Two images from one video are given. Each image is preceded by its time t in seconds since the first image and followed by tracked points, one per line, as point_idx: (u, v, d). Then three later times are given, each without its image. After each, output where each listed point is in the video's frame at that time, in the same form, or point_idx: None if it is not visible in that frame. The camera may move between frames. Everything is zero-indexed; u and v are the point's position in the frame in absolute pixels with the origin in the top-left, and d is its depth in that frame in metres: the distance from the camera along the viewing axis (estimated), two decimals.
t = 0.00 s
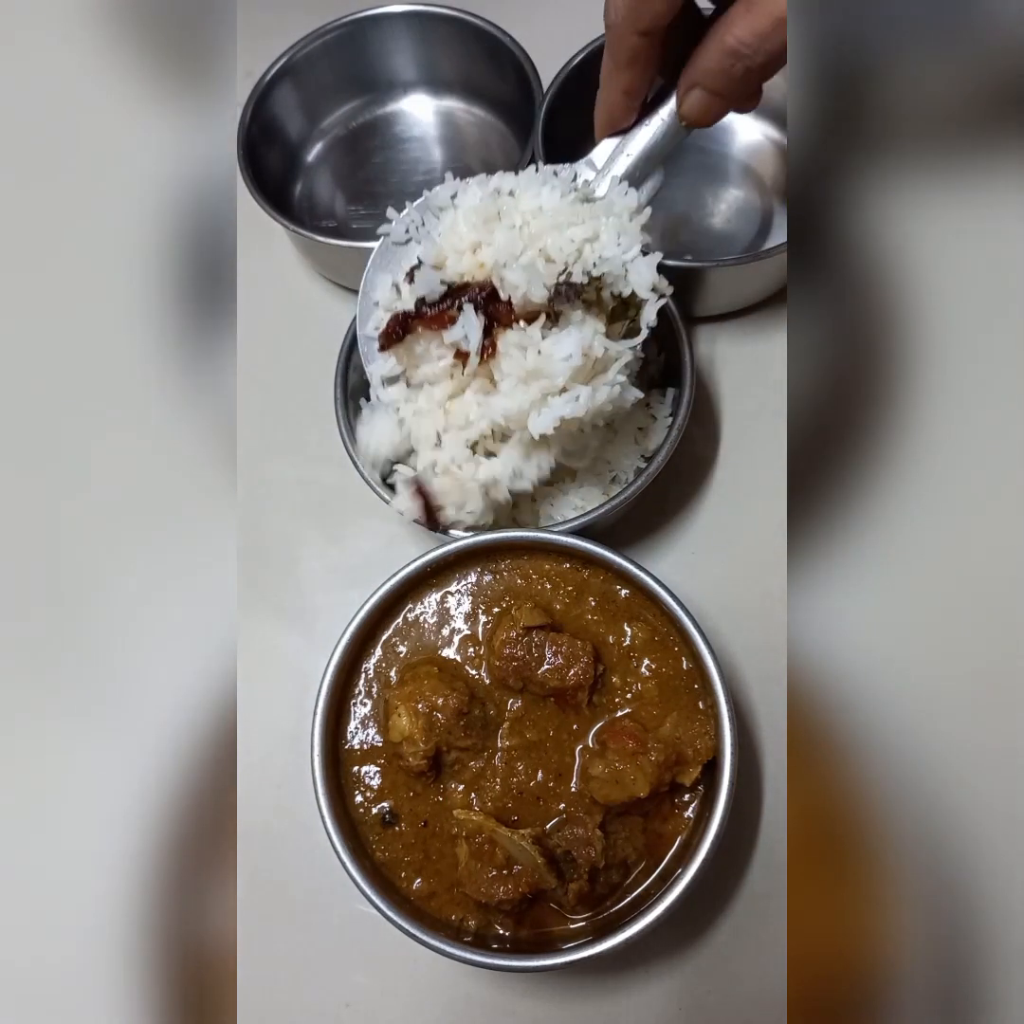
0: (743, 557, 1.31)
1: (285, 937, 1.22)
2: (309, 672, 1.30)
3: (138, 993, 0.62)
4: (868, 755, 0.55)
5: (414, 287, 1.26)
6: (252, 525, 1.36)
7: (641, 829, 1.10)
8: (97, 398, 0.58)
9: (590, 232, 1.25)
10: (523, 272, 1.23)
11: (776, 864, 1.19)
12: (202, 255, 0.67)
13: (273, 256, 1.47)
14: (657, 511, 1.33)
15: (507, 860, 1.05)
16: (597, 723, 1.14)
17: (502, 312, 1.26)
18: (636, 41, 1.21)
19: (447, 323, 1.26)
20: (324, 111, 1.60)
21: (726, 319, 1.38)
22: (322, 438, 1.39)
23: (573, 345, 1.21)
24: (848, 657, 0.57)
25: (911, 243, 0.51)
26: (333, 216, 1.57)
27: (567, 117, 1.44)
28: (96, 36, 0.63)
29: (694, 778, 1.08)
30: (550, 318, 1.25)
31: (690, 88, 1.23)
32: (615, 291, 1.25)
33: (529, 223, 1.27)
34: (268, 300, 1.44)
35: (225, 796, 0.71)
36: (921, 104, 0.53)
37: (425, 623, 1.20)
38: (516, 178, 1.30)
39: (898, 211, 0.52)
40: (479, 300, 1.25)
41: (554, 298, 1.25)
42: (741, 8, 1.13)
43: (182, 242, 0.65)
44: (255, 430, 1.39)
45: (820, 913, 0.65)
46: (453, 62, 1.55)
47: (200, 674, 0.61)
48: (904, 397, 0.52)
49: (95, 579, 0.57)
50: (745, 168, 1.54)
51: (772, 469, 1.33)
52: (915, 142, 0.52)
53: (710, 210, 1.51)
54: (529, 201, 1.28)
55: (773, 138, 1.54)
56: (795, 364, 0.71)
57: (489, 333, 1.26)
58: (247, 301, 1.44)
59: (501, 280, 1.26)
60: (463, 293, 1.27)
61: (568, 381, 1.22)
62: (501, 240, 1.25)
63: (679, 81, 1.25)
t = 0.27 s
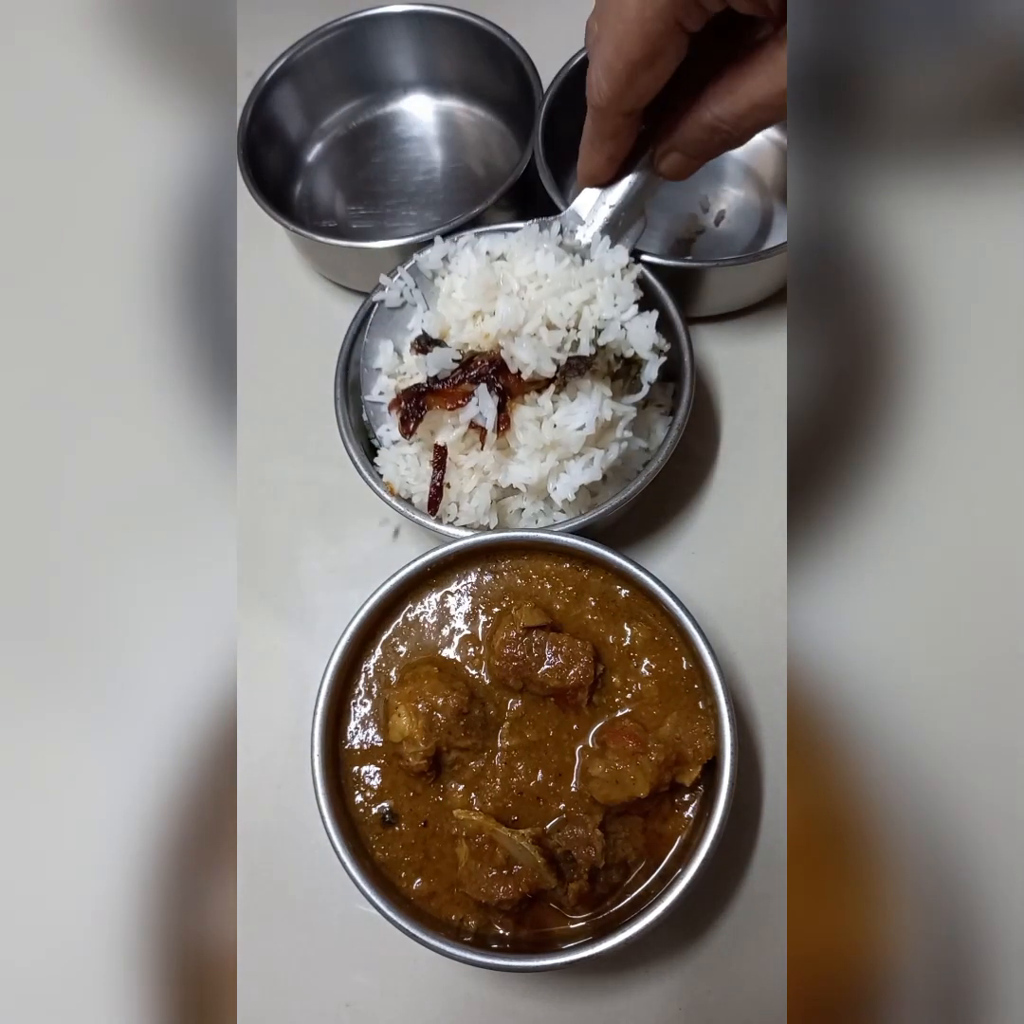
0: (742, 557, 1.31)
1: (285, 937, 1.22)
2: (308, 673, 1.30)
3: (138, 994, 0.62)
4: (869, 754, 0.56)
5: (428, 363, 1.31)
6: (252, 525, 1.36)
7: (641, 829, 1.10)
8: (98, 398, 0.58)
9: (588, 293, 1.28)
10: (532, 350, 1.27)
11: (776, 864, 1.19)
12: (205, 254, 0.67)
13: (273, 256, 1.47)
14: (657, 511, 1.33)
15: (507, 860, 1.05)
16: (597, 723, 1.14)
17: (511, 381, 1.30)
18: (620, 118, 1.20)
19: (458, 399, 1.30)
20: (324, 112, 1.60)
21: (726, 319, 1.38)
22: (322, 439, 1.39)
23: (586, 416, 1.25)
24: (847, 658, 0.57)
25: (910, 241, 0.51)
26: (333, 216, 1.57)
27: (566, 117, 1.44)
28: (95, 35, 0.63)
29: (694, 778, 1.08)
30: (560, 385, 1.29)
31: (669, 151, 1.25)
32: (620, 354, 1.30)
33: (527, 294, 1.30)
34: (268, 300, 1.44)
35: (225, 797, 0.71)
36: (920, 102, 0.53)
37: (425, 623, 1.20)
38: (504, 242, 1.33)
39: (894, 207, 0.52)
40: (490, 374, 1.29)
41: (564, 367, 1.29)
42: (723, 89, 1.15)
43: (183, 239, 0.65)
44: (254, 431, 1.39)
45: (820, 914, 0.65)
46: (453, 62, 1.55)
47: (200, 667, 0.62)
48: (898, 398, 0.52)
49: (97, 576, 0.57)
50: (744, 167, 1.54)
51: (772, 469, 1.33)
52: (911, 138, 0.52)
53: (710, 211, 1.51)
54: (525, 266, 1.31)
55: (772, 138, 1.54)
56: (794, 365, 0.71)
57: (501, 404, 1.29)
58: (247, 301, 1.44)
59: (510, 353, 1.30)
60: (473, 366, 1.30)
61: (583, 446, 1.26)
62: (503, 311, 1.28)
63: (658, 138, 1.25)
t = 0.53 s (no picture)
0: (743, 557, 1.31)
1: (284, 937, 1.22)
2: (308, 673, 1.30)
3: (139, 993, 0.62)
4: (868, 754, 0.56)
5: (438, 367, 1.31)
6: (252, 526, 1.36)
7: (641, 829, 1.10)
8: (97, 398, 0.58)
9: (595, 299, 1.29)
10: (542, 356, 1.28)
11: (776, 864, 1.19)
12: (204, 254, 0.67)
13: (272, 256, 1.47)
14: (657, 511, 1.33)
15: (507, 860, 1.05)
16: (597, 723, 1.14)
17: (521, 384, 1.30)
18: (616, 111, 1.19)
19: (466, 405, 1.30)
20: (323, 112, 1.60)
21: (725, 319, 1.38)
22: (322, 439, 1.39)
23: (594, 422, 1.27)
24: (846, 657, 0.57)
25: (910, 240, 0.51)
26: (333, 216, 1.57)
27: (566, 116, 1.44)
28: (94, 34, 0.63)
29: (694, 778, 1.08)
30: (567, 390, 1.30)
31: (671, 152, 1.23)
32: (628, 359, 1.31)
33: (535, 298, 1.32)
34: (268, 300, 1.44)
35: (226, 797, 0.71)
36: (920, 102, 0.53)
37: (425, 623, 1.20)
38: (510, 245, 1.34)
39: (895, 209, 0.52)
40: (499, 379, 1.29)
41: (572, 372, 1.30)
42: (725, 86, 1.14)
43: (184, 238, 0.65)
44: (254, 431, 1.39)
45: (821, 914, 0.65)
46: (452, 62, 1.55)
47: (202, 669, 0.62)
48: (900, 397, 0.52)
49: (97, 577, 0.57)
50: (744, 168, 1.54)
51: (772, 469, 1.33)
52: (913, 137, 0.51)
53: (710, 211, 1.52)
54: (532, 270, 1.32)
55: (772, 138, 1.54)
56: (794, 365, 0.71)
57: (509, 408, 1.30)
58: (246, 302, 1.44)
59: (519, 357, 1.30)
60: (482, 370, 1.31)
61: (591, 450, 1.28)
62: (513, 314, 1.30)
63: (661, 139, 1.24)
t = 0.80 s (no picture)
0: (743, 557, 1.31)
1: (284, 936, 1.22)
2: (308, 672, 1.30)
3: (135, 994, 0.62)
4: (868, 754, 0.55)
5: (453, 351, 1.30)
6: (252, 525, 1.36)
7: (641, 830, 1.10)
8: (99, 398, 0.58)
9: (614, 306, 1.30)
10: (564, 361, 1.28)
11: (777, 864, 1.19)
12: (204, 255, 0.67)
13: (273, 255, 1.47)
14: (657, 511, 1.33)
15: (507, 860, 1.05)
16: (599, 723, 1.14)
17: (533, 381, 1.31)
18: (601, 55, 1.11)
19: (480, 391, 1.30)
20: (324, 111, 1.60)
21: (726, 319, 1.38)
22: (322, 438, 1.39)
23: (601, 431, 1.27)
24: (846, 659, 0.57)
25: (912, 242, 0.51)
26: (333, 215, 1.57)
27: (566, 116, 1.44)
28: (94, 33, 0.63)
29: (696, 780, 1.08)
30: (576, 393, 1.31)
31: (655, 105, 1.18)
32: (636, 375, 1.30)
33: (557, 294, 1.32)
34: (269, 299, 1.44)
35: (225, 796, 0.71)
36: (921, 102, 0.52)
37: (427, 623, 1.20)
38: (542, 232, 1.34)
39: (896, 213, 0.51)
40: (516, 372, 1.30)
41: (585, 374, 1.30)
42: (712, 38, 1.08)
43: (185, 239, 0.65)
44: (255, 431, 1.39)
45: (820, 914, 0.65)
46: (454, 62, 1.55)
47: (202, 679, 0.61)
48: (900, 399, 0.52)
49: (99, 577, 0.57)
50: (745, 168, 1.55)
51: (772, 469, 1.33)
52: (916, 138, 0.51)
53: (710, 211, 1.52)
54: (558, 265, 1.33)
55: (773, 139, 1.55)
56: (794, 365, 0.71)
57: (523, 404, 1.30)
58: (247, 301, 1.44)
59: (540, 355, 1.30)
60: (499, 360, 1.31)
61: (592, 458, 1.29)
62: (537, 309, 1.30)
63: (644, 92, 1.19)
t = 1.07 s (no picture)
0: (743, 557, 1.31)
1: (284, 936, 1.22)
2: (308, 672, 1.30)
3: (136, 993, 0.62)
4: (868, 755, 0.55)
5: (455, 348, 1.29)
6: (252, 524, 1.36)
7: (641, 830, 1.10)
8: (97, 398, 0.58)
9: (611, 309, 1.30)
10: (564, 361, 1.28)
11: (777, 865, 1.19)
12: (203, 255, 0.67)
13: (273, 255, 1.47)
14: (657, 511, 1.33)
15: (507, 860, 1.05)
16: (599, 723, 1.14)
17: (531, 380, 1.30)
18: None
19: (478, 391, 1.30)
20: (324, 111, 1.60)
21: (726, 319, 1.38)
22: (322, 438, 1.39)
23: (600, 426, 1.27)
24: (847, 660, 0.57)
25: (912, 242, 0.50)
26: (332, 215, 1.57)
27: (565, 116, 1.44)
28: (94, 33, 0.63)
29: (696, 780, 1.08)
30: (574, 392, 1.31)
31: (636, 63, 1.27)
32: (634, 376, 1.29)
33: (561, 298, 1.32)
34: (268, 299, 1.44)
35: (225, 796, 0.71)
36: (922, 103, 0.52)
37: (427, 623, 1.20)
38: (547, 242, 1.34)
39: (897, 214, 0.51)
40: (518, 372, 1.30)
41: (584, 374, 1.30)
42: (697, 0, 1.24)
43: (184, 238, 0.65)
44: (255, 431, 1.39)
45: (820, 914, 0.65)
46: (454, 63, 1.55)
47: (199, 677, 0.62)
48: (900, 400, 0.51)
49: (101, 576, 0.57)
50: (745, 168, 1.55)
51: (772, 469, 1.33)
52: (916, 137, 0.51)
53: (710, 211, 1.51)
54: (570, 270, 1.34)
55: (773, 139, 1.54)
56: (794, 365, 0.71)
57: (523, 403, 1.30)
58: (247, 300, 1.44)
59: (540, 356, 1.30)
60: (502, 361, 1.30)
61: (590, 455, 1.29)
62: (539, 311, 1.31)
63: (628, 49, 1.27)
